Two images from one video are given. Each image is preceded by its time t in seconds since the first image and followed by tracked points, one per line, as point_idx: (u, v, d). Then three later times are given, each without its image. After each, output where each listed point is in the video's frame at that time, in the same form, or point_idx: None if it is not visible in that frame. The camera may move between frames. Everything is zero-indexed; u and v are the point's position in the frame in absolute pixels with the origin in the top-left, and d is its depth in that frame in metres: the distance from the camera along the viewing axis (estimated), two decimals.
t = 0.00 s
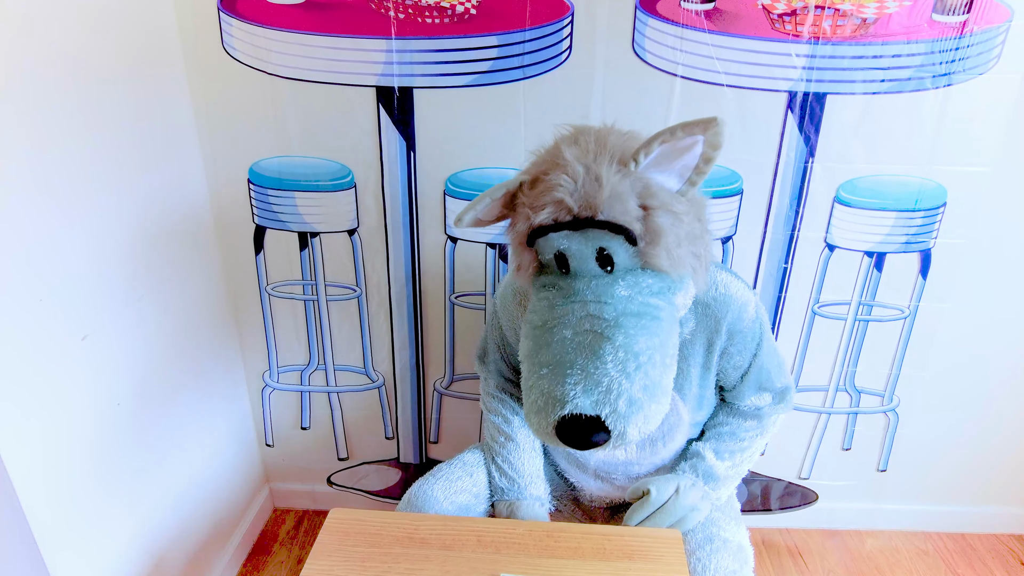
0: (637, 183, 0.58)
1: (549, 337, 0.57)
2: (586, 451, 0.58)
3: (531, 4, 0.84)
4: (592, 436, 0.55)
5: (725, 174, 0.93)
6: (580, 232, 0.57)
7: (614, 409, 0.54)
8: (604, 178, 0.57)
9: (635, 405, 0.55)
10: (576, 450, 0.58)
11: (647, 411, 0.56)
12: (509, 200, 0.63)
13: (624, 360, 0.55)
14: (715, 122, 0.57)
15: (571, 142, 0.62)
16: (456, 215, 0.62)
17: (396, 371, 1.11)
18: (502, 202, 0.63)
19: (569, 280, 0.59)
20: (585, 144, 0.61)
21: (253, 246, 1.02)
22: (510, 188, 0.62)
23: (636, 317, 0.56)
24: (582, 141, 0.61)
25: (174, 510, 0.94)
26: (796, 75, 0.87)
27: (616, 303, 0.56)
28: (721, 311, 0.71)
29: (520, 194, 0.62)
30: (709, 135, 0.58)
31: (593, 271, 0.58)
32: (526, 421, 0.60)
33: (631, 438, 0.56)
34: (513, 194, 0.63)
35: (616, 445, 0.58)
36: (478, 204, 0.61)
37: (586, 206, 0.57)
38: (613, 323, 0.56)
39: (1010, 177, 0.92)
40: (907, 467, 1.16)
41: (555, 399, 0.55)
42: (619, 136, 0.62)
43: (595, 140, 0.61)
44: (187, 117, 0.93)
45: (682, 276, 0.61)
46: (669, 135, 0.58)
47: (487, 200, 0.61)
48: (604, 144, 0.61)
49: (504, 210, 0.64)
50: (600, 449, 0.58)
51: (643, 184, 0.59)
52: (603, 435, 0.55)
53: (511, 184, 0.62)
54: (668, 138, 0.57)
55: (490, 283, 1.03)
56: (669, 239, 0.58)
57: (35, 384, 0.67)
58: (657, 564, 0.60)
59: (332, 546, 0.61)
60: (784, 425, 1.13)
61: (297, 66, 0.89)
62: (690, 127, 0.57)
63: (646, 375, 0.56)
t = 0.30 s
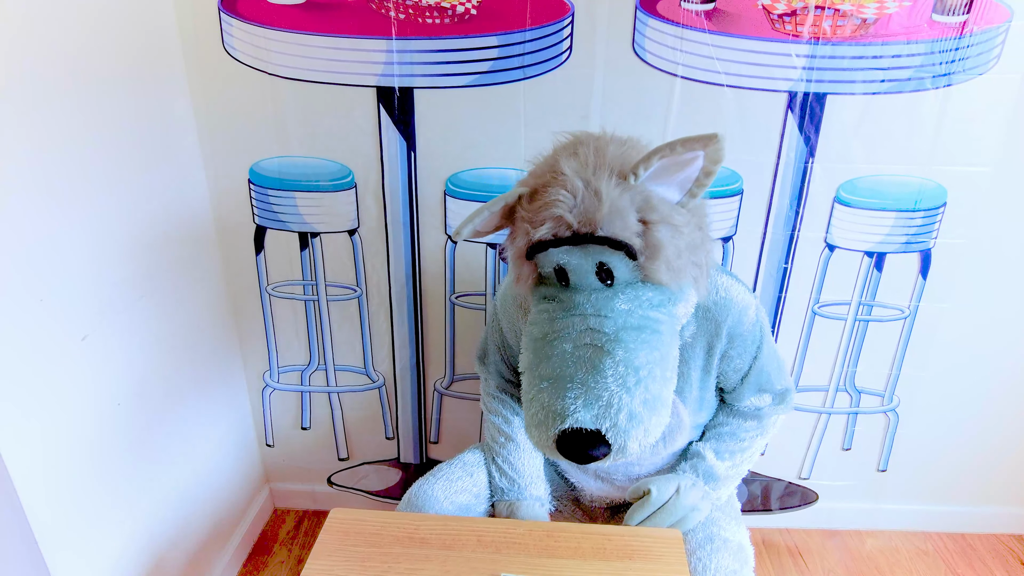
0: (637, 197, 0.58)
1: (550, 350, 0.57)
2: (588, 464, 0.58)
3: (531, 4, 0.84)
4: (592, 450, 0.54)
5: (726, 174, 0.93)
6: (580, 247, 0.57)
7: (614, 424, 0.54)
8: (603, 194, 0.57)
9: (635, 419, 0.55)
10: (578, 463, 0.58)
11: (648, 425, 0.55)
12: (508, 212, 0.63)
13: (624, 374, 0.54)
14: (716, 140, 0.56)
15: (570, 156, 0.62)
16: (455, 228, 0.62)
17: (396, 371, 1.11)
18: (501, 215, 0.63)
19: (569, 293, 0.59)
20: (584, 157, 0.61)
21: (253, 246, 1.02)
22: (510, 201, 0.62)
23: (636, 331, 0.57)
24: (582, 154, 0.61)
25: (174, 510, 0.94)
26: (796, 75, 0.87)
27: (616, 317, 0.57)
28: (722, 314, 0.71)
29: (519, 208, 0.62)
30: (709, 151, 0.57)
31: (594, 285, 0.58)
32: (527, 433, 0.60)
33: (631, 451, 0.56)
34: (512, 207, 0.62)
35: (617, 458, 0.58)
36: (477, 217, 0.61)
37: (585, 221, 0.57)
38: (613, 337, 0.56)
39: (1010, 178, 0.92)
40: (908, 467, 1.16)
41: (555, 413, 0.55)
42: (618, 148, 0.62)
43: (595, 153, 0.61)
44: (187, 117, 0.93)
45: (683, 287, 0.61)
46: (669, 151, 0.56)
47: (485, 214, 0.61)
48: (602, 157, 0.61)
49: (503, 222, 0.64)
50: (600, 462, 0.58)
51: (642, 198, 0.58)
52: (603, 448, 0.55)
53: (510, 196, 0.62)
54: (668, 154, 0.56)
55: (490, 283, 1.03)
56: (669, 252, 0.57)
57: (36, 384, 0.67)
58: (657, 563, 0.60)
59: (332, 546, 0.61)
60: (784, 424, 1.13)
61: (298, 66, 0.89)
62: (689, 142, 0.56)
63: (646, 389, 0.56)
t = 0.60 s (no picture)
0: (640, 199, 0.58)
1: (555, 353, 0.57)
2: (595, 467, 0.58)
3: (532, 5, 0.85)
4: (599, 451, 0.54)
5: (726, 175, 0.93)
6: (583, 249, 0.57)
7: (621, 425, 0.54)
8: (606, 195, 0.57)
9: (642, 420, 0.54)
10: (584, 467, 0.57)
11: (654, 426, 0.55)
12: (511, 215, 0.63)
13: (630, 375, 0.54)
14: (718, 141, 0.56)
15: (573, 158, 0.62)
16: (459, 233, 0.62)
17: (397, 372, 1.11)
18: (504, 218, 0.63)
19: (573, 294, 0.59)
20: (587, 159, 0.61)
21: (254, 247, 1.02)
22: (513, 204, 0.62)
23: (641, 332, 0.57)
24: (584, 156, 0.61)
25: (175, 510, 0.94)
26: (796, 76, 0.87)
27: (620, 318, 0.57)
28: (724, 316, 0.71)
29: (521, 210, 0.62)
30: (712, 152, 0.57)
31: (598, 286, 0.58)
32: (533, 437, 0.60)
33: (638, 453, 0.56)
34: (515, 210, 0.62)
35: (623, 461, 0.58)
36: (480, 220, 0.60)
37: (588, 223, 0.57)
38: (618, 338, 0.56)
39: (1010, 179, 0.92)
40: (908, 468, 1.16)
41: (561, 416, 0.55)
42: (620, 150, 0.62)
43: (597, 155, 0.61)
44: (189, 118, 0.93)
45: (687, 288, 0.61)
46: (671, 153, 0.57)
47: (490, 216, 0.60)
48: (605, 158, 0.61)
49: (506, 225, 0.64)
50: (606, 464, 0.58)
51: (645, 200, 0.58)
52: (609, 450, 0.54)
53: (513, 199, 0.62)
54: (670, 155, 0.57)
55: (491, 284, 1.03)
56: (672, 252, 0.58)
57: (36, 384, 0.67)
58: (657, 563, 0.60)
59: (333, 546, 0.61)
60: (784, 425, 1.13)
61: (299, 67, 0.89)
62: (694, 144, 0.56)
63: (652, 390, 0.55)
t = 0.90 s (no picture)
0: (643, 215, 0.58)
1: (555, 366, 0.58)
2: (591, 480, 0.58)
3: (533, 6, 0.85)
4: (598, 466, 0.54)
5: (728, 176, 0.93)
6: (586, 264, 0.57)
7: (619, 440, 0.54)
8: (610, 211, 0.57)
9: (640, 435, 0.55)
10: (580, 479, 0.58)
11: (652, 441, 0.55)
12: (513, 227, 0.63)
13: (629, 391, 0.55)
14: (724, 167, 0.57)
15: (576, 173, 0.61)
16: (461, 242, 0.61)
17: (398, 373, 1.11)
18: (506, 230, 0.63)
19: (575, 308, 0.59)
20: (590, 175, 0.61)
21: (255, 247, 1.02)
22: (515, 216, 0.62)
23: (641, 347, 0.57)
24: (588, 170, 0.61)
25: (175, 510, 0.94)
26: (798, 77, 0.87)
27: (621, 333, 0.57)
28: (726, 319, 0.71)
29: (524, 223, 0.62)
30: (716, 176, 0.57)
31: (599, 300, 0.58)
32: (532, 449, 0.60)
33: (636, 468, 0.56)
34: (517, 221, 0.62)
35: (620, 474, 0.58)
36: (483, 231, 0.60)
37: (592, 240, 0.57)
38: (619, 353, 0.56)
39: (1011, 179, 0.92)
40: (910, 469, 1.16)
41: (560, 429, 0.55)
42: (624, 164, 0.62)
43: (600, 169, 0.61)
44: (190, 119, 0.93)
45: (689, 301, 0.61)
46: (676, 174, 0.57)
47: (492, 228, 0.60)
48: (608, 172, 0.61)
49: (507, 236, 0.64)
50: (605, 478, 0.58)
51: (649, 216, 0.58)
52: (608, 464, 0.54)
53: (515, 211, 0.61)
54: (675, 175, 0.57)
55: (492, 285, 1.03)
56: (675, 268, 0.57)
57: (36, 384, 0.67)
58: (658, 564, 0.60)
59: (335, 547, 0.61)
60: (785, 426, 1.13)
61: (300, 68, 0.89)
62: (697, 167, 0.57)
63: (651, 406, 0.56)
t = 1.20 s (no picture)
0: (643, 208, 0.58)
1: (556, 361, 0.58)
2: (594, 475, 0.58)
3: (535, 6, 0.85)
4: (600, 460, 0.54)
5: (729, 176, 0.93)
6: (586, 258, 0.57)
7: (621, 434, 0.54)
8: (610, 205, 0.57)
9: (642, 428, 0.55)
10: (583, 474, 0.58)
11: (654, 434, 0.55)
12: (513, 223, 0.63)
13: (631, 384, 0.55)
14: (722, 157, 0.56)
15: (576, 167, 0.62)
16: (463, 240, 0.62)
17: (399, 373, 1.11)
18: (507, 226, 0.63)
19: (575, 303, 0.59)
20: (590, 169, 0.61)
21: (257, 247, 1.02)
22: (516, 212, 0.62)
23: (643, 341, 0.57)
24: (588, 165, 0.61)
25: (176, 510, 0.94)
26: (799, 77, 0.87)
27: (622, 326, 0.57)
28: (726, 319, 0.71)
29: (524, 219, 0.62)
30: (715, 168, 0.57)
31: (600, 294, 0.58)
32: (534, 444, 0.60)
33: (639, 462, 0.56)
34: (518, 217, 0.62)
35: (623, 469, 0.58)
36: (484, 229, 0.61)
37: (592, 233, 0.57)
38: (620, 347, 0.56)
39: (1012, 180, 0.93)
40: (910, 469, 1.16)
41: (562, 423, 0.55)
42: (624, 159, 0.62)
43: (600, 164, 0.61)
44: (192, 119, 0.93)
45: (690, 296, 0.61)
46: (674, 166, 0.57)
47: (493, 224, 0.61)
48: (608, 168, 0.61)
49: (508, 232, 0.64)
50: (608, 473, 0.58)
51: (649, 210, 0.58)
52: (610, 459, 0.55)
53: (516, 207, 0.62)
54: (674, 168, 0.57)
55: (493, 285, 1.03)
56: (675, 263, 0.58)
57: (36, 384, 0.67)
58: (658, 564, 0.60)
59: (336, 546, 0.61)
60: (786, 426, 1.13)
61: (302, 68, 0.89)
62: (696, 159, 0.56)
63: (653, 399, 0.56)
